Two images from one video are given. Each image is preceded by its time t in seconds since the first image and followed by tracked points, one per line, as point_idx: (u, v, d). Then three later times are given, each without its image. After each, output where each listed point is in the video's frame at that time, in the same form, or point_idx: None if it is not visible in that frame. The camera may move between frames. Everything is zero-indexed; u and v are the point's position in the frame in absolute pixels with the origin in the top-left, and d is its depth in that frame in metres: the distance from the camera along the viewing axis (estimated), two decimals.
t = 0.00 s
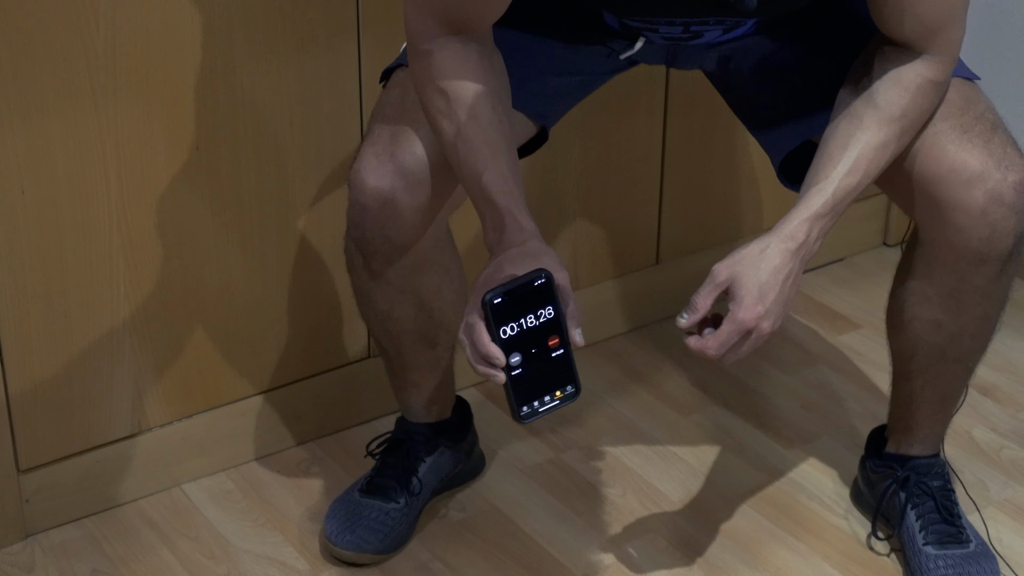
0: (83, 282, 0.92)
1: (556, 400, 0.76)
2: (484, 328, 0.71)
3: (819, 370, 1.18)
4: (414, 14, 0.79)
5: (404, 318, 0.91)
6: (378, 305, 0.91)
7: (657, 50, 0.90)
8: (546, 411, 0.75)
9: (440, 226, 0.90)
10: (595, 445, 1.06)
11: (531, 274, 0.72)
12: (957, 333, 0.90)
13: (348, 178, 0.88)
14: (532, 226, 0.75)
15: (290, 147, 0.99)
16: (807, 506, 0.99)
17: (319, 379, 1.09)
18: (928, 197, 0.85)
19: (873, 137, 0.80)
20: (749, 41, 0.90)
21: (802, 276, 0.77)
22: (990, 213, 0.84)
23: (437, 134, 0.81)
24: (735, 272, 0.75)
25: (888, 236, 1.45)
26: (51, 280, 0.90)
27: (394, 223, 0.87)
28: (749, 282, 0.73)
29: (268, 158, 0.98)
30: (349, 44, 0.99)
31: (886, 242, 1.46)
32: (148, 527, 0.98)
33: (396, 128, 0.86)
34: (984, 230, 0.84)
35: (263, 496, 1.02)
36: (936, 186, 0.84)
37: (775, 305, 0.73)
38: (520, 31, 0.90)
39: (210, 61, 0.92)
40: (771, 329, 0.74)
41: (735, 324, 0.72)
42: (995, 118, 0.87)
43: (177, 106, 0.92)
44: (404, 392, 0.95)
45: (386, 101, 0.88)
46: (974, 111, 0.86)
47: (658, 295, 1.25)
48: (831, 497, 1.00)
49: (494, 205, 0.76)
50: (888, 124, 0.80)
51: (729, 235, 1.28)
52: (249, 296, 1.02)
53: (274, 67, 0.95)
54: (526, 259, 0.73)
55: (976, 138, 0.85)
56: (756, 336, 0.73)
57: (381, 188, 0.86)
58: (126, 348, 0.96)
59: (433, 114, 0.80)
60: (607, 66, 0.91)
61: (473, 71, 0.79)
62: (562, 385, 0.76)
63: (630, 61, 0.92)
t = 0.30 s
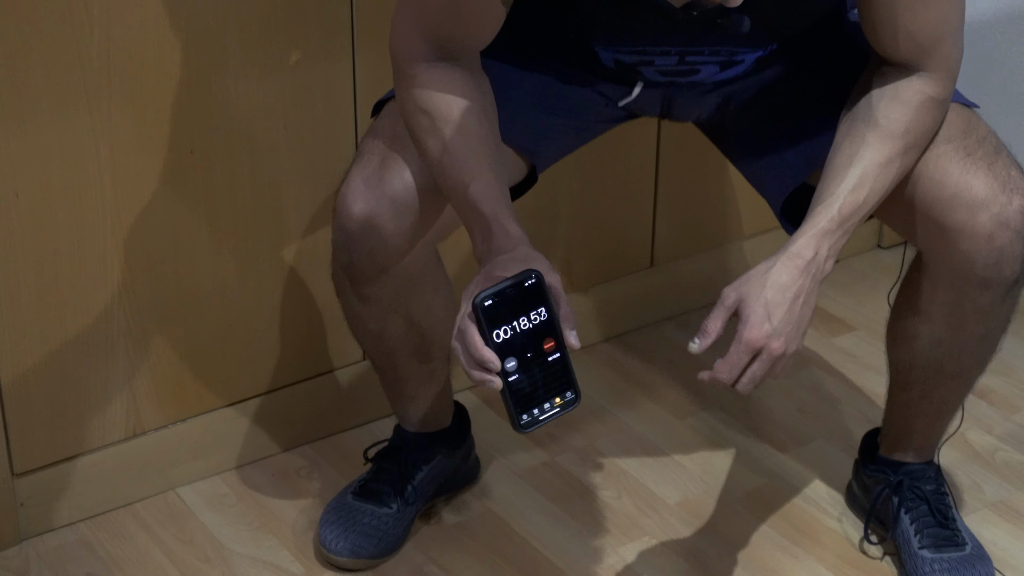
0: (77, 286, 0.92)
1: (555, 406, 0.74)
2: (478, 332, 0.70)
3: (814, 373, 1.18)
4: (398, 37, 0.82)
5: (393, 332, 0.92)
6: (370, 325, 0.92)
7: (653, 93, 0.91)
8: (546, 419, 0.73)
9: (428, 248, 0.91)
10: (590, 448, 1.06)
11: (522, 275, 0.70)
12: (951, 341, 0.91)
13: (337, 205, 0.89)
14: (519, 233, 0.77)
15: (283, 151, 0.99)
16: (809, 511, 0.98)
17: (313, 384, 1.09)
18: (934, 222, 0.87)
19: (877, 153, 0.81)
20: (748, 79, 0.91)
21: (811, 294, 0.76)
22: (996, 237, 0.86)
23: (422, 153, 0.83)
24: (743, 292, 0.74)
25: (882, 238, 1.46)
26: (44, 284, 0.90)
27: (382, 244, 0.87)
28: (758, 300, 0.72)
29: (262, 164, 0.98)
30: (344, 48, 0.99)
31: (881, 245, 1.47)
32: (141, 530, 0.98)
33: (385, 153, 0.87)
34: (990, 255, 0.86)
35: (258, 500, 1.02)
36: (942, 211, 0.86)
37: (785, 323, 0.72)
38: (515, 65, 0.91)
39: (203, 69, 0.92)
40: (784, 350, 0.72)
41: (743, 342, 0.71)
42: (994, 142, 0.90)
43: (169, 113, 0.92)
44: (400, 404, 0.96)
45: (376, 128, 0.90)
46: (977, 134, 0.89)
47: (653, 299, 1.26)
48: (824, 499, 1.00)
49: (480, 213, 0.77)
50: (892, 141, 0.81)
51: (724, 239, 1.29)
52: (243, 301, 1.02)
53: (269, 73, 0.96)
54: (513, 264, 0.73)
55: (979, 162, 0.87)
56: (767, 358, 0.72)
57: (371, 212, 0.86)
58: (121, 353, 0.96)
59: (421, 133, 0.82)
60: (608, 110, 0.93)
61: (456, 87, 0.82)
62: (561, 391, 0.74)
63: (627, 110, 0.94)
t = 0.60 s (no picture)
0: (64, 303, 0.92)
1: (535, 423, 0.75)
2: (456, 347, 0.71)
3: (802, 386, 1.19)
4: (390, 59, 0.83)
5: (382, 348, 0.92)
6: (358, 341, 0.92)
7: (638, 133, 0.94)
8: (524, 435, 0.74)
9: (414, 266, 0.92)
10: (579, 462, 1.07)
11: (500, 290, 0.72)
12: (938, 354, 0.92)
13: (325, 217, 0.89)
14: (503, 253, 0.77)
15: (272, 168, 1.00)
16: (794, 522, 0.99)
17: (304, 399, 1.09)
18: (919, 235, 0.88)
19: (872, 160, 0.83)
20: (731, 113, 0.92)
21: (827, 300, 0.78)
22: (980, 249, 0.87)
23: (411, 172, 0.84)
24: (764, 301, 0.75)
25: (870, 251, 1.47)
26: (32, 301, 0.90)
27: (368, 261, 0.87)
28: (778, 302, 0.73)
29: (251, 180, 0.99)
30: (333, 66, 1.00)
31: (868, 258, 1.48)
32: (129, 546, 0.98)
33: (375, 168, 0.88)
34: (975, 266, 0.87)
35: (248, 515, 1.02)
36: (926, 224, 0.87)
37: (811, 324, 0.73)
38: (500, 98, 0.94)
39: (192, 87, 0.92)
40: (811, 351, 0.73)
41: (775, 346, 0.71)
42: (972, 158, 0.92)
43: (159, 131, 0.92)
44: (389, 420, 0.96)
45: (365, 145, 0.91)
46: (954, 151, 0.91)
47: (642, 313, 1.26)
48: (811, 512, 1.00)
49: (463, 230, 0.78)
50: (885, 147, 0.84)
51: (711, 253, 1.30)
52: (232, 317, 1.02)
53: (257, 90, 0.96)
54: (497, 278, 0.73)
55: (959, 176, 0.88)
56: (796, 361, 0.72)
57: (360, 228, 0.86)
58: (109, 369, 0.96)
59: (411, 150, 0.83)
60: (597, 147, 0.96)
61: (447, 109, 0.83)
62: (540, 408, 0.75)
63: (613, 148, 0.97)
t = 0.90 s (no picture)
0: (67, 325, 0.97)
1: (486, 424, 0.80)
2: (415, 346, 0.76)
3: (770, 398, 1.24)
4: (373, 78, 0.89)
5: (367, 361, 0.97)
6: (341, 348, 0.97)
7: (608, 156, 0.97)
8: (475, 434, 0.79)
9: (398, 281, 0.96)
10: (556, 471, 1.12)
11: (459, 297, 0.77)
12: (893, 368, 0.97)
13: (312, 230, 0.94)
14: (468, 263, 0.84)
15: (263, 194, 1.05)
16: (760, 529, 1.04)
17: (295, 414, 1.15)
18: (873, 253, 0.94)
19: (849, 180, 0.89)
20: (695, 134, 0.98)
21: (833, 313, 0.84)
22: (930, 267, 0.92)
23: (388, 185, 0.90)
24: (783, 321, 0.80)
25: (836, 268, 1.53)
26: (36, 323, 0.95)
27: (350, 270, 0.93)
28: (801, 321, 0.79)
29: (243, 207, 1.04)
30: (319, 97, 1.05)
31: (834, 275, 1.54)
32: (128, 554, 1.03)
33: (358, 184, 0.94)
34: (925, 283, 0.92)
35: (242, 524, 1.07)
36: (881, 242, 0.93)
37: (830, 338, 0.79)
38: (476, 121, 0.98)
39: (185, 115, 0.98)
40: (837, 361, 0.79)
41: (813, 363, 0.77)
42: (924, 180, 0.97)
43: (154, 158, 0.97)
44: (374, 428, 1.01)
45: (351, 164, 0.97)
46: (909, 172, 0.97)
47: (614, 330, 1.32)
48: (775, 518, 1.06)
49: (432, 241, 0.84)
50: (857, 168, 0.89)
51: (684, 270, 1.35)
52: (226, 337, 1.07)
53: (249, 123, 1.02)
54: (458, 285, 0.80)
55: (911, 197, 0.94)
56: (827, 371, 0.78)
57: (342, 239, 0.92)
58: (110, 386, 1.02)
59: (388, 166, 0.89)
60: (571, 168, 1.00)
61: (422, 127, 0.89)
62: (491, 410, 0.80)
63: (586, 171, 1.01)
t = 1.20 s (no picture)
0: (73, 344, 1.03)
1: (471, 434, 0.84)
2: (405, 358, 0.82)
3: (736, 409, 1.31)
4: (367, 105, 0.93)
5: (356, 374, 1.04)
6: (331, 361, 1.03)
7: (588, 175, 1.04)
8: (459, 443, 0.83)
9: (383, 299, 1.02)
10: (533, 479, 1.19)
11: (448, 313, 0.83)
12: (847, 383, 1.04)
13: (307, 246, 1.00)
14: (453, 283, 0.90)
15: (257, 219, 1.11)
16: (725, 533, 1.11)
17: (287, 426, 1.21)
18: (830, 275, 1.00)
19: (798, 207, 0.96)
20: (672, 155, 1.04)
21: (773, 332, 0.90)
22: (883, 289, 0.99)
23: (380, 206, 0.95)
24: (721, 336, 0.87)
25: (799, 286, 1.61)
26: (44, 343, 1.02)
27: (342, 285, 0.99)
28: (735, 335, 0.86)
29: (239, 231, 1.10)
30: (310, 128, 1.11)
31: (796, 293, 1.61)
32: (130, 559, 1.09)
33: (349, 205, 0.99)
34: (878, 304, 0.99)
35: (237, 530, 1.13)
36: (838, 265, 1.00)
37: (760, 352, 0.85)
38: (462, 143, 1.04)
39: (185, 146, 1.04)
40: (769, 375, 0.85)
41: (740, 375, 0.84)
42: (880, 207, 1.04)
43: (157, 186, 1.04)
44: (363, 439, 1.08)
45: (343, 185, 1.02)
46: (866, 200, 1.03)
47: (588, 347, 1.38)
48: (739, 522, 1.13)
49: (420, 260, 0.91)
50: (806, 196, 0.96)
51: (654, 288, 1.42)
52: (222, 354, 1.13)
53: (244, 153, 1.08)
54: (445, 303, 0.85)
55: (867, 223, 1.01)
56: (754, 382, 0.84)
57: (334, 255, 0.98)
58: (113, 401, 1.08)
59: (380, 188, 0.94)
60: (550, 189, 1.05)
61: (413, 152, 0.94)
62: (477, 421, 0.85)
63: (567, 190, 1.06)
